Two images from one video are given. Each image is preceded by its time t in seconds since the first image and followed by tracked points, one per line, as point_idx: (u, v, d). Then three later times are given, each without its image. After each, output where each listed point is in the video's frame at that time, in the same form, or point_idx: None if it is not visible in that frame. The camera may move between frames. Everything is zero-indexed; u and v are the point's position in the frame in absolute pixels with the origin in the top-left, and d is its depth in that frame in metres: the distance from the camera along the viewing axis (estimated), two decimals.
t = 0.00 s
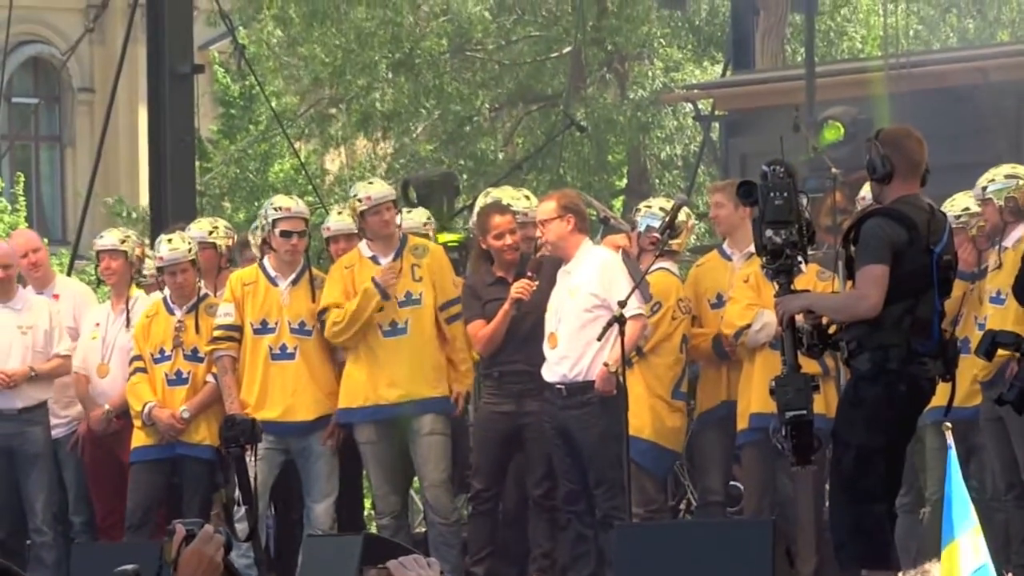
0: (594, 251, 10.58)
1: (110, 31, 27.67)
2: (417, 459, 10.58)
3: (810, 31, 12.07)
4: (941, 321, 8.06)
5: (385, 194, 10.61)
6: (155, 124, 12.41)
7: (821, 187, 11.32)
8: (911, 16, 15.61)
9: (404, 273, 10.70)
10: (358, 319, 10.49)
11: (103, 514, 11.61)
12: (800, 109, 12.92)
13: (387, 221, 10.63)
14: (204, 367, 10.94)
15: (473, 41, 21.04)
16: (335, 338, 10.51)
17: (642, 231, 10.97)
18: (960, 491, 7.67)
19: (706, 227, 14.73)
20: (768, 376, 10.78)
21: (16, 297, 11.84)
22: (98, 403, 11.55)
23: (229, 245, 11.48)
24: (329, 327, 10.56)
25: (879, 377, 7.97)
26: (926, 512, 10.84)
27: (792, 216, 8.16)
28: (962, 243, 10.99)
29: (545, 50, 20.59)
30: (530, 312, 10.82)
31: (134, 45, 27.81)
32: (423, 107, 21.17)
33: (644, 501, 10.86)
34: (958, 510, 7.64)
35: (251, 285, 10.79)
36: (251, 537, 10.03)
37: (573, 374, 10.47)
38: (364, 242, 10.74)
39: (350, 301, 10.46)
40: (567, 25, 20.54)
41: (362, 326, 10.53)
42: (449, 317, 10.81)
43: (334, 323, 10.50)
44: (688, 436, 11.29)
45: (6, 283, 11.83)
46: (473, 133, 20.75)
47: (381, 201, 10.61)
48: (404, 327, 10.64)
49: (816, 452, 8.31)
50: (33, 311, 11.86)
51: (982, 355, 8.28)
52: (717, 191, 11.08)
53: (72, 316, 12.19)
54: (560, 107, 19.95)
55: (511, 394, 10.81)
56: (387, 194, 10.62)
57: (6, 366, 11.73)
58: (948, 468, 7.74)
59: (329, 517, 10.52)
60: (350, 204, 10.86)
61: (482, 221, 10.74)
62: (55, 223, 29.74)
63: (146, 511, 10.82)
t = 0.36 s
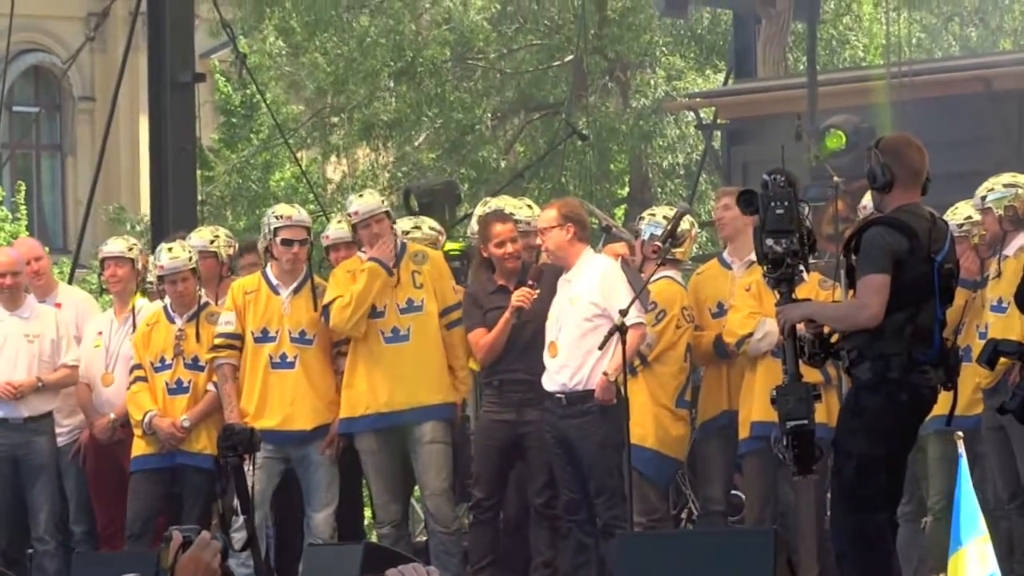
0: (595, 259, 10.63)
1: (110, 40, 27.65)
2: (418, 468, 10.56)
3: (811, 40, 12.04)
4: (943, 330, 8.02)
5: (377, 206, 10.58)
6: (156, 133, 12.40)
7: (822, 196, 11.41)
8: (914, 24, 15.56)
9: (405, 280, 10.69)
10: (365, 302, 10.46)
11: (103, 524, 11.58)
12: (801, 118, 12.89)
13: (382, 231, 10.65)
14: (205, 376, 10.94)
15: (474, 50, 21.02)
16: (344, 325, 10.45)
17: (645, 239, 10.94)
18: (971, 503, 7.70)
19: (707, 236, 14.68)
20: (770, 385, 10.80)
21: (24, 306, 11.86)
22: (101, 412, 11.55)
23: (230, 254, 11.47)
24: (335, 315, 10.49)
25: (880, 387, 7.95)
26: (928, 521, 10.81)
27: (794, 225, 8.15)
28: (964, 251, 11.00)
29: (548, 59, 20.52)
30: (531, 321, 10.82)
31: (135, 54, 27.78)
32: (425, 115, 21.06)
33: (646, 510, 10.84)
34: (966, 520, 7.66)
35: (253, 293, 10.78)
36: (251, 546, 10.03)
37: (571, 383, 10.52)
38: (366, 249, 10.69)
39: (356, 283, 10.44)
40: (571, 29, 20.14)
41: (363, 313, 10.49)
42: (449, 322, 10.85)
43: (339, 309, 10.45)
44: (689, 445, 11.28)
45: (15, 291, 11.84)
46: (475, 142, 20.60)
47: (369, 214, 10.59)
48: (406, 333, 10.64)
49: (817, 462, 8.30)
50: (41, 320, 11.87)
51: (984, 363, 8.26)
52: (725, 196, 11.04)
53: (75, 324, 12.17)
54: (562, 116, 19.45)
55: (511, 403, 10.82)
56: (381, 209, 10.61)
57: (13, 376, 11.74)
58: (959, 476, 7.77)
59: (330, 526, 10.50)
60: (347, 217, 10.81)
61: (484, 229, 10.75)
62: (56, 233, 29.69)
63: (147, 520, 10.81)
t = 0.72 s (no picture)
0: (596, 268, 10.66)
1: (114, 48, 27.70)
2: (418, 476, 10.56)
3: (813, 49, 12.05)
4: (943, 338, 8.03)
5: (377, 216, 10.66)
6: (160, 142, 12.43)
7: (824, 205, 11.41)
8: (916, 32, 15.54)
9: (405, 289, 10.71)
10: (365, 306, 10.48)
11: (106, 532, 11.61)
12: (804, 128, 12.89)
13: (383, 241, 10.71)
14: (208, 384, 10.95)
15: (478, 58, 20.89)
16: (347, 328, 10.47)
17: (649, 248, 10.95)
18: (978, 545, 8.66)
19: (710, 245, 14.67)
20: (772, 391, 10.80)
21: (28, 314, 11.87)
22: (104, 420, 11.57)
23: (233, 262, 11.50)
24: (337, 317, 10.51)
25: (880, 395, 7.95)
26: (930, 529, 10.81)
27: (795, 234, 8.17)
28: (966, 260, 10.99)
29: (550, 67, 20.52)
30: (532, 330, 10.83)
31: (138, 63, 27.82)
32: (428, 124, 21.15)
33: (648, 517, 10.85)
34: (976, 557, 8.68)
35: (255, 302, 10.80)
36: (253, 553, 10.04)
37: (571, 392, 10.53)
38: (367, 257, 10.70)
39: (356, 286, 10.46)
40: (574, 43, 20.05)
41: (364, 317, 10.51)
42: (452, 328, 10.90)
43: (342, 313, 10.47)
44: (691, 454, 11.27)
45: (18, 299, 11.84)
46: (478, 150, 20.67)
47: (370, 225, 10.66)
48: (406, 340, 10.66)
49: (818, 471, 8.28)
50: (44, 328, 11.87)
51: (985, 371, 8.26)
52: (728, 205, 11.05)
53: (79, 331, 12.17)
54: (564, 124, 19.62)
55: (513, 410, 10.82)
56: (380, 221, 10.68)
57: (18, 385, 11.72)
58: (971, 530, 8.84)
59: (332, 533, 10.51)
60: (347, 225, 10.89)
61: (486, 237, 10.78)
62: (59, 241, 29.73)
63: (149, 528, 10.81)
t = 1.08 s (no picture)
0: (596, 275, 10.65)
1: (117, 55, 27.73)
2: (420, 482, 10.57)
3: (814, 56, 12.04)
4: (944, 344, 8.02)
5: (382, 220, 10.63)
6: (161, 148, 12.42)
7: (826, 211, 11.39)
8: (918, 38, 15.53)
9: (404, 295, 10.75)
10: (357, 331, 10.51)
11: (107, 539, 11.56)
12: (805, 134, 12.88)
13: (381, 245, 10.67)
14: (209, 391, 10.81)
15: (480, 64, 21.01)
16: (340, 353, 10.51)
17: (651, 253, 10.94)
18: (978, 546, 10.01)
19: (712, 251, 14.67)
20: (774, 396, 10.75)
21: (30, 320, 11.88)
22: (106, 426, 11.58)
23: (234, 267, 11.49)
24: (331, 342, 10.57)
25: (881, 401, 7.95)
26: (932, 535, 10.79)
27: (796, 240, 8.18)
28: (969, 267, 10.98)
29: (552, 73, 20.35)
30: (533, 336, 10.82)
31: (140, 69, 27.82)
32: (430, 130, 21.11)
33: (650, 524, 10.85)
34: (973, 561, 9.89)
35: (244, 313, 10.74)
36: (255, 558, 10.04)
37: (572, 399, 10.52)
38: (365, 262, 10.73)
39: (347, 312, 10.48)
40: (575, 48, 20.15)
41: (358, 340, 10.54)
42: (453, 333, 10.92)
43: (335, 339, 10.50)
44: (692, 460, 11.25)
45: (19, 306, 11.84)
46: (480, 157, 20.45)
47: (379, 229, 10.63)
48: (408, 346, 10.68)
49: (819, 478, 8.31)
50: (44, 334, 11.86)
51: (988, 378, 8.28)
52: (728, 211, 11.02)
53: (81, 337, 12.16)
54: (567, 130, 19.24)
55: (514, 417, 10.82)
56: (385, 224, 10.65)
57: (18, 392, 11.72)
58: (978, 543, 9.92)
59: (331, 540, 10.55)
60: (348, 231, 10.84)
61: (487, 243, 10.78)
62: (62, 247, 29.75)
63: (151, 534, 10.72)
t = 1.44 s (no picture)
0: (604, 277, 10.63)
1: (118, 58, 27.67)
2: (426, 486, 10.53)
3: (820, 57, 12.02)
4: (948, 345, 8.01)
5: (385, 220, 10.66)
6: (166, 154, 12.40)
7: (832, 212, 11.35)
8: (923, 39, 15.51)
9: (407, 298, 10.71)
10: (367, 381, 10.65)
11: (113, 543, 11.61)
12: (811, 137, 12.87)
13: (381, 246, 10.69)
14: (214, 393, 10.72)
15: (484, 66, 20.89)
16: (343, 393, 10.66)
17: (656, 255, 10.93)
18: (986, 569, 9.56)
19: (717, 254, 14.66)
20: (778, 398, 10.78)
21: (34, 323, 11.87)
22: (111, 429, 11.52)
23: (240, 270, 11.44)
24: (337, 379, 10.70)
25: (886, 404, 7.94)
26: (938, 538, 10.76)
27: (800, 242, 8.27)
28: (972, 269, 10.99)
29: (556, 76, 20.59)
30: (538, 338, 10.81)
31: (142, 72, 27.77)
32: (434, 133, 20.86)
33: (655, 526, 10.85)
34: None
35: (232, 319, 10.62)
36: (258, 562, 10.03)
37: (579, 403, 10.52)
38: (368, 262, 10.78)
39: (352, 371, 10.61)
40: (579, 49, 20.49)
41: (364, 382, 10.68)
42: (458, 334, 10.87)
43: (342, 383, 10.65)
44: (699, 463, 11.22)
45: (23, 309, 11.82)
46: (483, 158, 20.44)
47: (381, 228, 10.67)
48: (414, 351, 10.66)
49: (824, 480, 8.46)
50: (47, 338, 11.82)
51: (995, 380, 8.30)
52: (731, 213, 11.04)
53: (87, 339, 12.12)
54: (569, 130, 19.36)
55: (520, 419, 10.80)
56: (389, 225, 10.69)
57: (21, 396, 11.72)
58: None
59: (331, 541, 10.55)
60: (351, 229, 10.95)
61: (491, 245, 10.77)
62: (65, 251, 29.75)
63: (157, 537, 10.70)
